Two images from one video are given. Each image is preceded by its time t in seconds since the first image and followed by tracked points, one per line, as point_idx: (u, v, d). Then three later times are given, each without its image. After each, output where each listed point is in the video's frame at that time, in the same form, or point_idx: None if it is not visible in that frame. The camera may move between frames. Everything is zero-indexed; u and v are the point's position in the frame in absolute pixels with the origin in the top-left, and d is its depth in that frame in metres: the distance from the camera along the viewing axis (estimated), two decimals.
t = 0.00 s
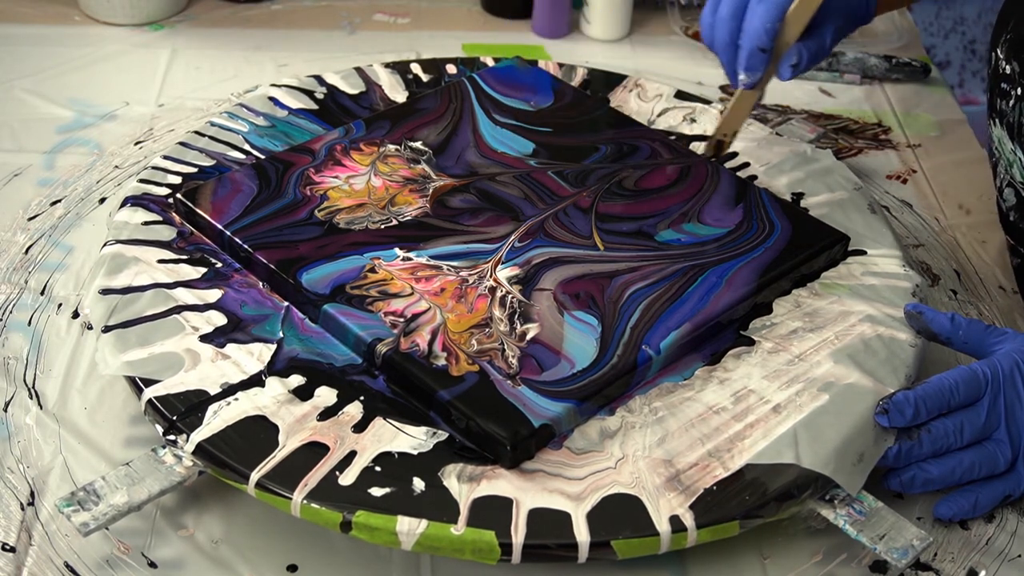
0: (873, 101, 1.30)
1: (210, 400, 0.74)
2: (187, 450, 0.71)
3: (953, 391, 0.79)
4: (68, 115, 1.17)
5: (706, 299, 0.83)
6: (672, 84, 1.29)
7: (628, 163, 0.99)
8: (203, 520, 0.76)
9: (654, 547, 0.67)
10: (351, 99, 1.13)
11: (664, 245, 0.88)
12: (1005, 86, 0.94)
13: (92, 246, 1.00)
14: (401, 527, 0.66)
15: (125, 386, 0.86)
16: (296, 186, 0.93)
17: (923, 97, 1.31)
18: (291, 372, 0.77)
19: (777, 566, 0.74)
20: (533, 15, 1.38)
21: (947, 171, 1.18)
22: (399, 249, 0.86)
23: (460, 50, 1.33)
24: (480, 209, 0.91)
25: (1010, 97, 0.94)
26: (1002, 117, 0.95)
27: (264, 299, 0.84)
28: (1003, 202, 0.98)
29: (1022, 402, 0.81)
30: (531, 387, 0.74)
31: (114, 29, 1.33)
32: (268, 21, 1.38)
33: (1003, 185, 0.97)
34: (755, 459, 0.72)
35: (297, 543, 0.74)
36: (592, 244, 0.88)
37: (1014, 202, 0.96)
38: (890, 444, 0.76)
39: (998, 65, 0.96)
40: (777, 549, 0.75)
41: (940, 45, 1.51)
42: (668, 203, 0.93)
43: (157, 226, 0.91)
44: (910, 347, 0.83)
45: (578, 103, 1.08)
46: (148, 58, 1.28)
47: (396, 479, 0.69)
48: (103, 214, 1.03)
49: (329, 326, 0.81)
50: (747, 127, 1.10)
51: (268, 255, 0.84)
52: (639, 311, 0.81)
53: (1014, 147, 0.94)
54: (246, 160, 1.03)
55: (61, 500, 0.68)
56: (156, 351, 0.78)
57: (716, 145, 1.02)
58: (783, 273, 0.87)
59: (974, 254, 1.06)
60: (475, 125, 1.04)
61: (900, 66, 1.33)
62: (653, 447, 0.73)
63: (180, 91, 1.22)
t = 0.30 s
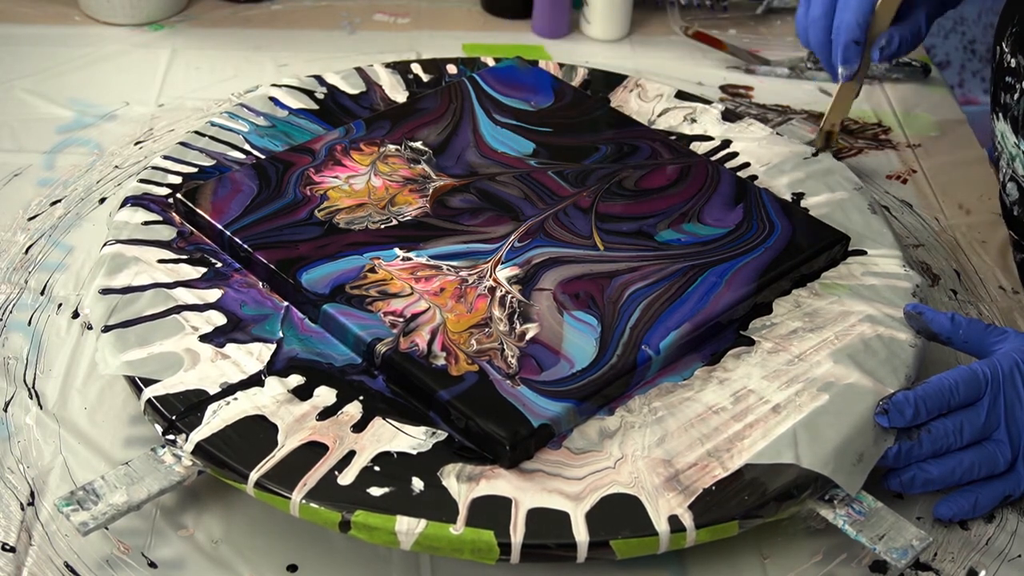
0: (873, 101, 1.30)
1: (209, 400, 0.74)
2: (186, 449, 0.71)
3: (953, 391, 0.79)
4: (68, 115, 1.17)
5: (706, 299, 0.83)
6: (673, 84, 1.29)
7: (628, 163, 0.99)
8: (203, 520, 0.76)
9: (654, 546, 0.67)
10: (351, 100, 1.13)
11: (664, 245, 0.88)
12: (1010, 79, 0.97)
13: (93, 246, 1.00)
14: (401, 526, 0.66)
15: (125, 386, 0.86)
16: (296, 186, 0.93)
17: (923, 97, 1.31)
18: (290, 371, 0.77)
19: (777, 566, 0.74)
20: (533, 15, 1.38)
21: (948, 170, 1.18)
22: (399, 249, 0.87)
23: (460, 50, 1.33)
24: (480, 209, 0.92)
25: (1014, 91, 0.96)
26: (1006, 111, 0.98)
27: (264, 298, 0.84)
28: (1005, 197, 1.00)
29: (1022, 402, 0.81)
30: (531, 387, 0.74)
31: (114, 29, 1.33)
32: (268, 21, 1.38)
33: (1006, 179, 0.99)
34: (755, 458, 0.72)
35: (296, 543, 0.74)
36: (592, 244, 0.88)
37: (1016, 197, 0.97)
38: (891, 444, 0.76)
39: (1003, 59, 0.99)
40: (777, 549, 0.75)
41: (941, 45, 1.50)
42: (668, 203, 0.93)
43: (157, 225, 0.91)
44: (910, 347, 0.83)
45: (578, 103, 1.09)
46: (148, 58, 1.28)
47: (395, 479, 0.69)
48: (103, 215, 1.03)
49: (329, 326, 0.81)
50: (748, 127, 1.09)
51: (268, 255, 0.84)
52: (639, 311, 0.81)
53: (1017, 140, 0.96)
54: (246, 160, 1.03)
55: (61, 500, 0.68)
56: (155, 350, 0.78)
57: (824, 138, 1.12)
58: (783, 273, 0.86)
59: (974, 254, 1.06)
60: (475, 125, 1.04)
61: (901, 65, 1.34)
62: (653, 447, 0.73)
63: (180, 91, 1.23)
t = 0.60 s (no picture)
0: (873, 101, 1.30)
1: (203, 392, 0.75)
2: (176, 441, 0.72)
3: (949, 395, 0.79)
4: (68, 115, 1.17)
5: (703, 302, 0.83)
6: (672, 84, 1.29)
7: (632, 164, 0.99)
8: (203, 520, 0.76)
9: (640, 547, 0.67)
10: (358, 97, 1.13)
11: (663, 247, 0.88)
12: (1017, 66, 0.97)
13: (92, 246, 1.00)
14: (385, 522, 0.66)
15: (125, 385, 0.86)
16: (298, 182, 0.93)
17: (923, 97, 1.31)
18: (285, 366, 0.78)
19: (777, 566, 0.74)
20: (533, 15, 1.38)
21: (948, 171, 1.18)
22: (398, 247, 0.87)
23: (459, 50, 1.33)
24: (481, 208, 0.92)
25: (1021, 77, 0.97)
26: (1013, 97, 0.98)
27: (262, 293, 0.85)
28: (1013, 182, 1.01)
29: (1020, 403, 0.81)
30: (523, 387, 0.74)
31: (114, 29, 1.33)
32: (267, 21, 1.38)
33: (1013, 165, 1.00)
34: (744, 463, 0.72)
35: (296, 542, 0.74)
36: (592, 245, 0.88)
37: None
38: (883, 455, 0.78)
39: (1010, 45, 0.99)
40: (777, 549, 0.75)
41: (940, 45, 1.50)
42: (669, 206, 0.93)
43: (160, 218, 0.92)
44: (908, 354, 0.82)
45: (584, 103, 1.09)
46: (148, 58, 1.28)
47: (384, 475, 0.69)
48: (103, 215, 1.03)
49: (325, 322, 0.81)
50: (755, 130, 1.10)
51: (268, 250, 0.84)
52: (635, 313, 0.81)
53: None
54: (252, 156, 1.03)
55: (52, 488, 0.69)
56: (152, 343, 0.79)
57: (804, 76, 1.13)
58: (783, 277, 0.86)
59: (974, 254, 1.06)
60: (480, 124, 1.04)
61: (901, 66, 1.33)
62: (643, 449, 0.73)
63: (179, 91, 1.23)
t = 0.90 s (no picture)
0: (873, 101, 1.30)
1: (181, 369, 0.76)
2: (150, 415, 0.74)
3: (955, 422, 0.77)
4: (68, 115, 1.17)
5: (691, 311, 0.83)
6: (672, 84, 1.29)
7: (643, 170, 0.98)
8: (203, 520, 0.76)
9: (588, 551, 0.68)
10: (385, 92, 1.12)
11: (660, 254, 0.88)
12: None
13: (93, 246, 1.00)
14: (336, 507, 0.67)
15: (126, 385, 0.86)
16: (308, 171, 0.93)
17: (923, 97, 1.31)
18: (266, 349, 0.79)
19: (776, 566, 0.74)
20: (533, 15, 1.38)
21: (947, 172, 1.18)
22: (394, 239, 0.87)
23: (459, 50, 1.33)
24: (483, 206, 0.91)
25: None
26: (1020, 88, 1.04)
27: (257, 277, 0.86)
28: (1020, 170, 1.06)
29: None
30: (493, 383, 0.74)
31: (114, 29, 1.33)
32: (267, 21, 1.38)
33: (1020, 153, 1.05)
34: (710, 473, 0.72)
35: (296, 543, 0.74)
36: (588, 248, 0.87)
37: None
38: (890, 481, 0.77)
39: (1017, 37, 1.04)
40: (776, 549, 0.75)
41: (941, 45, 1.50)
42: (673, 213, 0.92)
43: (170, 200, 0.93)
44: (899, 377, 0.81)
45: (607, 106, 1.07)
46: (148, 58, 1.28)
47: (343, 461, 0.70)
48: (103, 215, 1.03)
49: (313, 308, 0.81)
50: (781, 144, 1.07)
51: (268, 235, 0.85)
52: (619, 319, 0.81)
53: None
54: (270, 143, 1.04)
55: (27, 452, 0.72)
56: (142, 318, 0.80)
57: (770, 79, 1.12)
58: (780, 291, 0.85)
59: (974, 254, 1.06)
60: (499, 124, 1.03)
61: (899, 66, 1.33)
62: (608, 453, 0.73)
63: (179, 91, 1.23)
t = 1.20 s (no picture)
0: (873, 101, 1.30)
1: (164, 343, 0.78)
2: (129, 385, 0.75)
3: (937, 426, 0.76)
4: (68, 115, 1.17)
5: (677, 321, 0.81)
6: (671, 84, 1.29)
7: (655, 177, 0.97)
8: (203, 520, 0.76)
9: (535, 553, 0.67)
10: (414, 87, 1.13)
11: (657, 262, 0.87)
12: None
13: (93, 246, 1.00)
14: (291, 489, 0.68)
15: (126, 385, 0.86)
16: (320, 159, 0.95)
17: (922, 97, 1.31)
18: (251, 330, 0.80)
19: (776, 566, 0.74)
20: (533, 15, 1.38)
21: (947, 172, 1.18)
22: (392, 230, 0.87)
23: (459, 50, 1.33)
24: (487, 203, 0.92)
25: None
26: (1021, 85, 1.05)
27: (256, 260, 0.87)
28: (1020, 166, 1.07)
29: (1014, 412, 0.79)
30: (464, 378, 0.74)
31: (114, 29, 1.33)
32: (267, 21, 1.38)
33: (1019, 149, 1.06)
34: (669, 484, 0.71)
35: (296, 542, 0.74)
36: (586, 251, 0.87)
37: None
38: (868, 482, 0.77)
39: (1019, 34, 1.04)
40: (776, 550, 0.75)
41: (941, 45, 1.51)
42: (676, 223, 0.91)
43: (185, 179, 0.95)
44: (885, 403, 0.78)
45: (630, 112, 1.07)
46: (148, 58, 1.28)
47: (305, 444, 0.71)
48: (103, 215, 1.03)
49: (302, 294, 0.83)
50: (804, 160, 1.05)
51: (269, 219, 0.86)
52: (602, 324, 0.80)
53: None
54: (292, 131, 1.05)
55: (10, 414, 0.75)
56: (137, 292, 0.82)
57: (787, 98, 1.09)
58: (775, 307, 0.84)
59: (973, 254, 1.06)
60: (518, 123, 1.03)
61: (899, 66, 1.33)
62: (571, 456, 0.72)
63: (179, 90, 1.23)
